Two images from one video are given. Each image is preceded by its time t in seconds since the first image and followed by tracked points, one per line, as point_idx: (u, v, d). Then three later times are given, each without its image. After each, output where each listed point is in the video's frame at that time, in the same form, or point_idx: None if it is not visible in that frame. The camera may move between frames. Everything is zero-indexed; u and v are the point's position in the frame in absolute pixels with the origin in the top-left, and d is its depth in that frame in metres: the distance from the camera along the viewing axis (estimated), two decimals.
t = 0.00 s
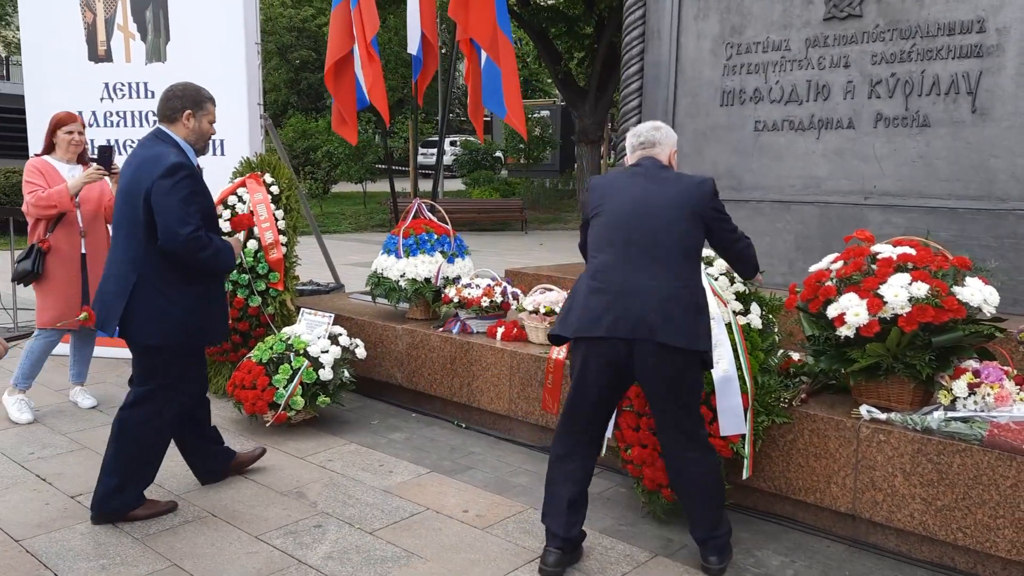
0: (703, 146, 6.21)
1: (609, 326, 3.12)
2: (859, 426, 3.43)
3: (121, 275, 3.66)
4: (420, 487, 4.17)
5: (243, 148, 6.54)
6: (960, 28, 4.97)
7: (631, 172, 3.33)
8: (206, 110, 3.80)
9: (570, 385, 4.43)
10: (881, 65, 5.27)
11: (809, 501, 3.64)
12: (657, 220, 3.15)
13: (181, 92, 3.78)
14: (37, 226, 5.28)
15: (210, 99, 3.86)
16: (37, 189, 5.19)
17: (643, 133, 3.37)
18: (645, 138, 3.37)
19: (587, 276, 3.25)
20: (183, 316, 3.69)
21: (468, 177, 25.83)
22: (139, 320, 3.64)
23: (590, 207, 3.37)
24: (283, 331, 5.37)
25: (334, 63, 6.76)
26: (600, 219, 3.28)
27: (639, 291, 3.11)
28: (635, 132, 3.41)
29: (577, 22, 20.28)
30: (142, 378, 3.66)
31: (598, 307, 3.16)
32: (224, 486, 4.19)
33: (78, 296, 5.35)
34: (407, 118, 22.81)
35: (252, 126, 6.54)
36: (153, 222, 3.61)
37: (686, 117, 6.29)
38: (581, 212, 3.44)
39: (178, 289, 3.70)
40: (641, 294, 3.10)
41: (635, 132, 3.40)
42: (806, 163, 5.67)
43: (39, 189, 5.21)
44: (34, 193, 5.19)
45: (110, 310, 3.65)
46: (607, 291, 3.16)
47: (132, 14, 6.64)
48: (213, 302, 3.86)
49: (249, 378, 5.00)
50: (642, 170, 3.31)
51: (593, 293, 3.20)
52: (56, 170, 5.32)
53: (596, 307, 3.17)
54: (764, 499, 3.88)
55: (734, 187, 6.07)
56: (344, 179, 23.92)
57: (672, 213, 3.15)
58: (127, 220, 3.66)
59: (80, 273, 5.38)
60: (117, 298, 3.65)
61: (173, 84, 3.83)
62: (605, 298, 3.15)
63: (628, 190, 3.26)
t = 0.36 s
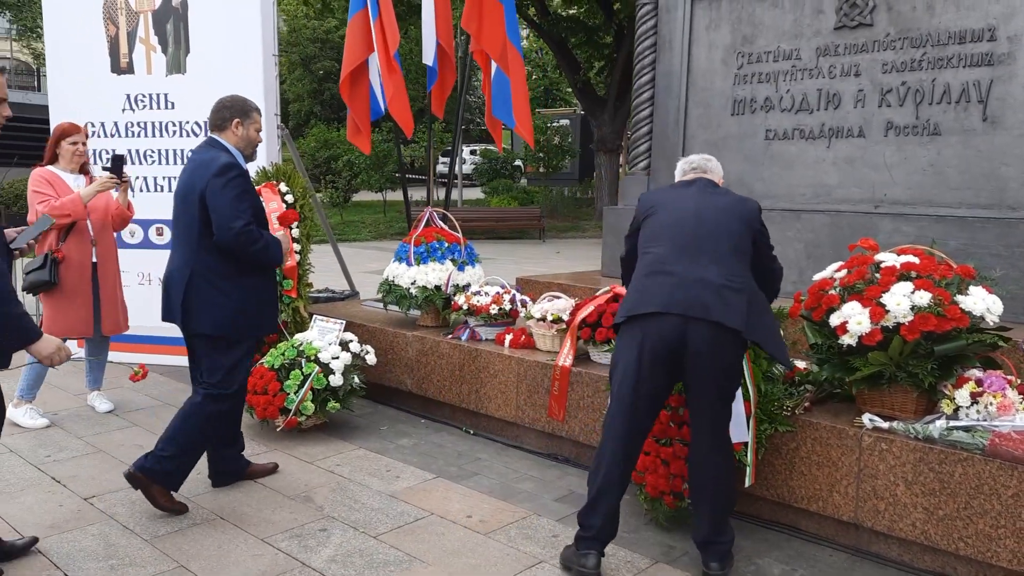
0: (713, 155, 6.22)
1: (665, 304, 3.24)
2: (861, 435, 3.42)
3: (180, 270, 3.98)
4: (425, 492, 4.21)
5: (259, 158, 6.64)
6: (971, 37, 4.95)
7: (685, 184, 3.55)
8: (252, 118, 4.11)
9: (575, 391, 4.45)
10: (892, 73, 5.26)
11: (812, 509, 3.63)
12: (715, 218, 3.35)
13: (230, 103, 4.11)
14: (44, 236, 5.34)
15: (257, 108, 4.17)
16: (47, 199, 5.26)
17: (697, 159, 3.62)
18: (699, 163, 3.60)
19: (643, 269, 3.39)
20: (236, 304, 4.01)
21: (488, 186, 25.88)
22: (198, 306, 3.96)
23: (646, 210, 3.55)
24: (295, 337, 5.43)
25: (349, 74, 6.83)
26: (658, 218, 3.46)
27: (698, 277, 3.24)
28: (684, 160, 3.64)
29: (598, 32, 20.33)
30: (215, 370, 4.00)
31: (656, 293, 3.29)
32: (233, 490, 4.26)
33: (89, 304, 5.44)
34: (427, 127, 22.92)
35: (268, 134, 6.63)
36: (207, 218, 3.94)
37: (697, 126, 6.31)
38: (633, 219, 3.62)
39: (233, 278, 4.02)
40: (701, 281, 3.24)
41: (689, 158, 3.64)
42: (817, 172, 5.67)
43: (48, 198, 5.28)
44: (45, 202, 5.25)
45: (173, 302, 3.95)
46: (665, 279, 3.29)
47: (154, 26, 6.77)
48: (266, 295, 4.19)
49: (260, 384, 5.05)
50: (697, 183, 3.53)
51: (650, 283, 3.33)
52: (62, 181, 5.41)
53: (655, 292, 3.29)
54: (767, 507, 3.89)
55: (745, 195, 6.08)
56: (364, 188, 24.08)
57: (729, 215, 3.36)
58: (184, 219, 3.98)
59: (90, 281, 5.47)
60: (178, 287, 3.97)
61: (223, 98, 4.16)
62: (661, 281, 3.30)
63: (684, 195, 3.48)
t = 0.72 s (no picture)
0: (722, 165, 6.21)
1: (672, 310, 3.23)
2: (861, 447, 3.39)
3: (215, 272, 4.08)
4: (426, 499, 4.22)
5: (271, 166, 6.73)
6: (980, 47, 4.92)
7: (697, 195, 3.56)
8: (288, 129, 4.23)
9: (576, 400, 4.46)
10: (901, 84, 5.23)
11: (811, 522, 3.60)
12: (726, 229, 3.35)
13: (267, 114, 4.23)
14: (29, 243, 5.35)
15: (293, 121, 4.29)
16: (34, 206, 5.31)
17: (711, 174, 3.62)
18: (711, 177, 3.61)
19: (652, 275, 3.38)
20: (268, 305, 4.06)
21: (505, 195, 25.96)
22: (231, 306, 4.04)
23: (657, 219, 3.55)
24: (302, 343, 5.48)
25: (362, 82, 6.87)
26: (669, 227, 3.46)
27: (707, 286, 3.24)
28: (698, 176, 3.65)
29: (616, 42, 20.59)
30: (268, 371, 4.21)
31: (663, 301, 3.28)
32: (236, 494, 4.29)
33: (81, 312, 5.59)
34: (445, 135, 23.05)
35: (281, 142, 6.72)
36: (240, 220, 4.03)
37: (706, 136, 6.30)
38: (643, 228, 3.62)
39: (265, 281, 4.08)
40: (708, 290, 3.23)
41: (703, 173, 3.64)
42: (825, 182, 5.64)
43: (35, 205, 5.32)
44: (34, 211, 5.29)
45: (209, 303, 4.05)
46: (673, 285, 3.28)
47: (170, 36, 6.87)
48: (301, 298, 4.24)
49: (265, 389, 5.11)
50: (709, 195, 3.54)
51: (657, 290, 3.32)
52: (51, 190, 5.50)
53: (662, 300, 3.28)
54: (767, 519, 3.86)
55: (753, 205, 6.06)
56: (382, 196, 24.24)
57: (739, 228, 3.36)
58: (221, 224, 4.09)
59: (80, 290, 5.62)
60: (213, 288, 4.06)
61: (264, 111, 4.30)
62: (669, 289, 3.28)
63: (695, 206, 3.48)
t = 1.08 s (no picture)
0: (719, 171, 6.20)
1: (669, 319, 3.20)
2: (848, 456, 3.36)
3: (254, 283, 4.15)
4: (414, 503, 4.22)
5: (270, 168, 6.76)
6: (976, 56, 4.91)
7: (690, 200, 3.53)
8: (322, 139, 4.32)
9: (567, 406, 4.45)
10: (897, 91, 5.22)
11: (799, 531, 3.57)
12: (719, 237, 3.31)
13: (303, 122, 4.32)
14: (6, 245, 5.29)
15: (326, 129, 4.38)
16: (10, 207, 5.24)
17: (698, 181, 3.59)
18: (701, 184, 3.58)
19: (645, 283, 3.34)
20: (309, 315, 4.19)
21: (511, 200, 25.95)
22: (277, 318, 4.14)
23: (649, 225, 3.50)
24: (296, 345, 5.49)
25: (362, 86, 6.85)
26: (662, 234, 3.42)
27: (701, 295, 3.20)
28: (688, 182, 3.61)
29: (624, 49, 20.47)
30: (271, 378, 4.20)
31: (656, 309, 3.24)
32: (225, 494, 4.30)
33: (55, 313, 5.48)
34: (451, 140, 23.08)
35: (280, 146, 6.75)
36: (283, 233, 4.13)
37: (703, 142, 6.30)
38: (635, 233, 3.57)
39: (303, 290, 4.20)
40: (703, 299, 3.19)
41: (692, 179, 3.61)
42: (822, 189, 5.62)
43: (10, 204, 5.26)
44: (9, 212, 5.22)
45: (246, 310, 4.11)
46: (667, 294, 3.24)
47: (170, 38, 6.91)
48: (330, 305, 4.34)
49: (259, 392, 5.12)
50: (702, 199, 3.51)
51: (650, 298, 3.28)
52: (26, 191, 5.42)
53: (656, 309, 3.24)
54: (756, 527, 3.84)
55: (750, 212, 6.05)
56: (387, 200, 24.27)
57: (733, 235, 3.33)
58: (259, 234, 4.17)
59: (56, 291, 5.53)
60: (253, 298, 4.14)
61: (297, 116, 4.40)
62: (663, 297, 3.25)
63: (689, 212, 3.44)
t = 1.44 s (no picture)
0: (721, 184, 6.22)
1: (666, 334, 3.20)
2: (847, 470, 3.36)
3: (298, 295, 4.30)
4: (414, 515, 4.22)
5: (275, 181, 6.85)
6: (976, 69, 4.92)
7: (690, 213, 3.54)
8: (363, 153, 4.42)
9: (568, 419, 4.45)
10: (897, 105, 5.23)
11: (799, 545, 3.56)
12: (718, 250, 3.32)
13: (345, 136, 4.42)
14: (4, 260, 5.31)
15: (368, 144, 4.49)
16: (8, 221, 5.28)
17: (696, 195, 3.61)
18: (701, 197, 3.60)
19: (644, 297, 3.35)
20: (348, 329, 4.38)
21: (517, 212, 26.09)
22: (322, 331, 4.30)
23: (649, 239, 3.52)
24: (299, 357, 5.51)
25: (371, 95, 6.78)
26: (661, 248, 3.42)
27: (700, 309, 3.20)
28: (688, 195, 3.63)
29: (628, 61, 20.71)
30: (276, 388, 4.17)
31: (654, 324, 3.25)
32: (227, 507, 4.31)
33: (51, 327, 5.52)
34: (457, 152, 23.25)
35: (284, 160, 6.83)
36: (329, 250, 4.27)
37: (705, 155, 6.32)
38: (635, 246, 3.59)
39: (346, 304, 4.38)
40: (701, 313, 3.19)
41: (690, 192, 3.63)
42: (823, 202, 5.63)
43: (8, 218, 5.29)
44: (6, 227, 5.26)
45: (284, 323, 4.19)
46: (666, 309, 3.25)
47: (177, 53, 6.98)
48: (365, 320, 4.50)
49: (262, 404, 5.14)
50: (701, 213, 3.52)
51: (649, 312, 3.29)
52: (20, 205, 5.46)
53: (655, 324, 3.25)
54: (755, 541, 3.83)
55: (752, 225, 6.06)
56: (393, 212, 24.41)
57: (732, 248, 3.33)
58: (303, 247, 4.30)
59: (52, 305, 5.56)
60: (297, 312, 4.30)
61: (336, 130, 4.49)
62: (662, 312, 3.25)
63: (688, 226, 3.45)
